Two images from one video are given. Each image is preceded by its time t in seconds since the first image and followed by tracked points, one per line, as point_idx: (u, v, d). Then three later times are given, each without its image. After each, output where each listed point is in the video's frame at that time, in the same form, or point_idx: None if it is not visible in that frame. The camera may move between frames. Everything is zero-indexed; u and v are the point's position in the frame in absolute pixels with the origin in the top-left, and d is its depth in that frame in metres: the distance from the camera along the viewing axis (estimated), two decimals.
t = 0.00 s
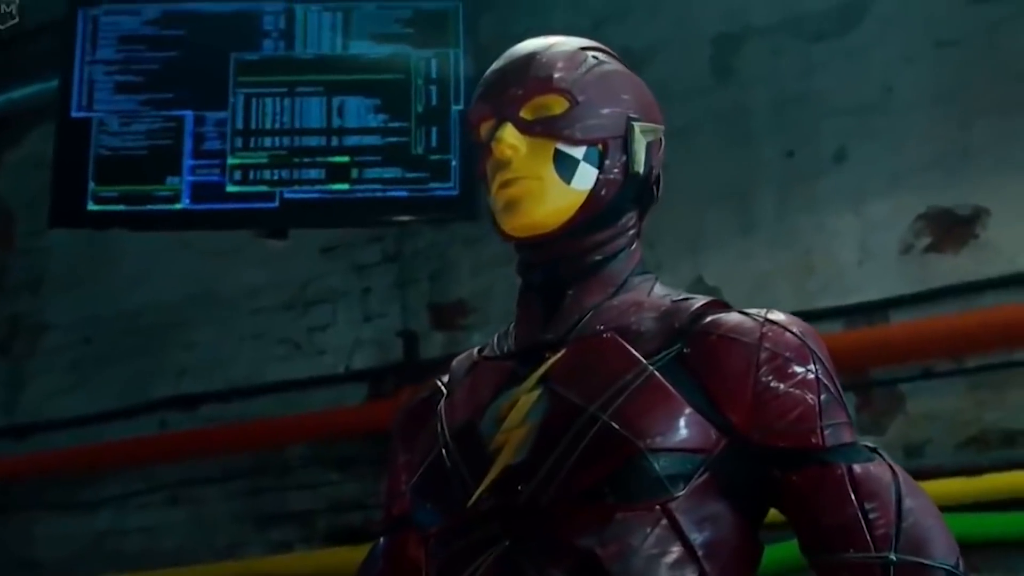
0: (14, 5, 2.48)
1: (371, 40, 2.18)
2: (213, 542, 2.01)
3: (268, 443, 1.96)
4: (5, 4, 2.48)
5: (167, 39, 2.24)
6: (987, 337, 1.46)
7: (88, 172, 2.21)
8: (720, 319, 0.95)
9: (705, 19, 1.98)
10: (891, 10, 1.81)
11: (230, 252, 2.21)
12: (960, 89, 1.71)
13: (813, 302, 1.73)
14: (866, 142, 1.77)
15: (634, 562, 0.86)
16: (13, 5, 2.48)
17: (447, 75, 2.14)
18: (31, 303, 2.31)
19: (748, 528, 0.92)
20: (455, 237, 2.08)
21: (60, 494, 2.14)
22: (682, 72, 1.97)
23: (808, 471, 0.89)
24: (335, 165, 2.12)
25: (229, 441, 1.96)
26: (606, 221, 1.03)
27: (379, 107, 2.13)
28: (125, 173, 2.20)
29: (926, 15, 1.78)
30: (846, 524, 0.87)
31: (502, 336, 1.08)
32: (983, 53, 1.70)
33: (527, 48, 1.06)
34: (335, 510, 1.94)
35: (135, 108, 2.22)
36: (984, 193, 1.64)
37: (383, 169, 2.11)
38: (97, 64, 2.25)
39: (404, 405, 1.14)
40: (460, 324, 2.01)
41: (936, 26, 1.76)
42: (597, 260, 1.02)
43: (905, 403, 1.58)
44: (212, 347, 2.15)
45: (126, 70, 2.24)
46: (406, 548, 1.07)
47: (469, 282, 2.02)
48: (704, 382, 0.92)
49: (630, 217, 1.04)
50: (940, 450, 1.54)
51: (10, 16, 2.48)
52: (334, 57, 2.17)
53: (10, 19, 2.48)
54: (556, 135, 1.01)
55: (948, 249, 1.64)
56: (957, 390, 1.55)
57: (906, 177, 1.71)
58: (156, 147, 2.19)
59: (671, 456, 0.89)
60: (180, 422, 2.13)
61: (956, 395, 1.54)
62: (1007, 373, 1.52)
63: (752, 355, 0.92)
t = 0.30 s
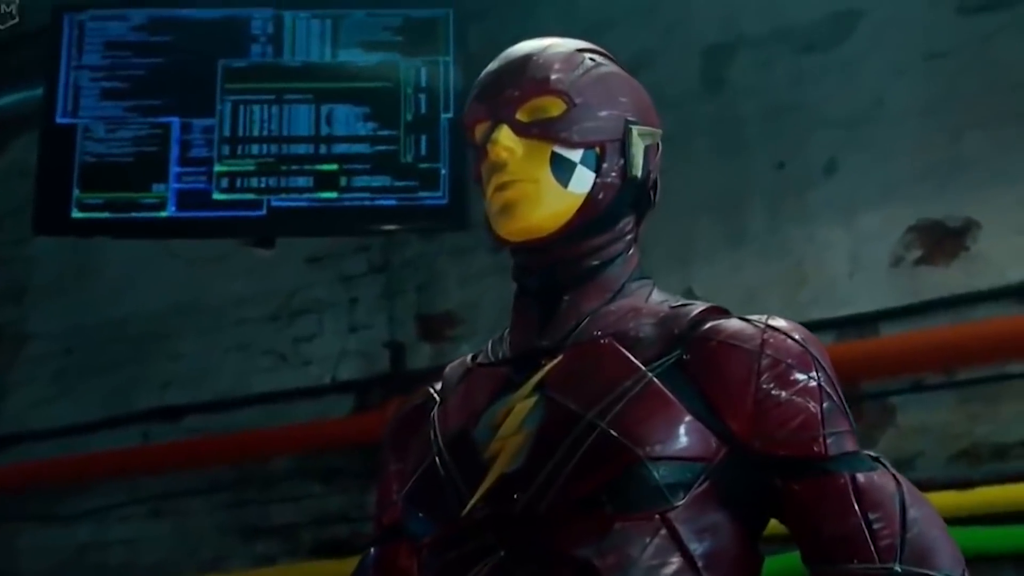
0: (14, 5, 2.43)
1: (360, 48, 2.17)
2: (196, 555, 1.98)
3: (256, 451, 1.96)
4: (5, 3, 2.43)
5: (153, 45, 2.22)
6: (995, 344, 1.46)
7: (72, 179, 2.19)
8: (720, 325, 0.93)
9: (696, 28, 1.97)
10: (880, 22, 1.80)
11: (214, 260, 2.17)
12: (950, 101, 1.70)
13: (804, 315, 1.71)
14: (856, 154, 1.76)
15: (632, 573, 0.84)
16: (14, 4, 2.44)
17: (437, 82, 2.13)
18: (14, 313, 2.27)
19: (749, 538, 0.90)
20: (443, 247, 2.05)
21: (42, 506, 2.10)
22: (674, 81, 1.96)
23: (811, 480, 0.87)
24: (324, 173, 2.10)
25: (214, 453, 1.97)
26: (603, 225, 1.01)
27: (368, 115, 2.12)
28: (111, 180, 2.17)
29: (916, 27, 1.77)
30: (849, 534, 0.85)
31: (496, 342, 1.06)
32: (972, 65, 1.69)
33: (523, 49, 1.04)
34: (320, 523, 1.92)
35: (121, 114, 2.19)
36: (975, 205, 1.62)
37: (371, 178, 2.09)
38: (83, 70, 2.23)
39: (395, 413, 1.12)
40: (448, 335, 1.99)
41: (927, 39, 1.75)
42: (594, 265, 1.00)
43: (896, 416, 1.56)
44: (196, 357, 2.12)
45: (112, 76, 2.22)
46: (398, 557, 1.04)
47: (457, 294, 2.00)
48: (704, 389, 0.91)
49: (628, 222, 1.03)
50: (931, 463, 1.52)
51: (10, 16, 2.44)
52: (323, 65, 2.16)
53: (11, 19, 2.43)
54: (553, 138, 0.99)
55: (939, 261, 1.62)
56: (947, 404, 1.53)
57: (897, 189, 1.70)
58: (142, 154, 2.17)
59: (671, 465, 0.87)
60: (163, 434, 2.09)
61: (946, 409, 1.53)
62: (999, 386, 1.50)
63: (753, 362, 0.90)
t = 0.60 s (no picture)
0: (15, 5, 2.38)
1: (353, 53, 2.15)
2: (183, 565, 1.96)
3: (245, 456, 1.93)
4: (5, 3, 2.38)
5: (143, 47, 2.20)
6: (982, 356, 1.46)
7: (61, 183, 2.16)
8: (721, 328, 0.92)
9: (689, 36, 1.97)
10: (873, 30, 1.79)
11: (203, 266, 2.15)
12: (943, 109, 1.69)
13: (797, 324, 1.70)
14: (848, 163, 1.75)
15: None
16: (14, 4, 2.39)
17: (430, 87, 2.12)
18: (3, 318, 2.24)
19: (749, 545, 0.88)
20: (434, 253, 2.05)
21: (26, 514, 2.07)
22: (667, 88, 1.96)
23: (814, 486, 0.86)
24: (315, 178, 2.09)
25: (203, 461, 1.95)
26: (602, 227, 0.99)
27: (360, 120, 2.11)
28: (100, 184, 2.15)
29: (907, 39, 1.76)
30: (853, 541, 0.83)
31: (492, 346, 1.04)
32: (961, 74, 1.69)
33: (521, 49, 1.03)
34: (308, 532, 1.91)
35: (111, 117, 2.17)
36: (967, 213, 1.61)
37: (363, 183, 2.07)
38: (72, 72, 2.21)
39: (389, 418, 1.10)
40: (439, 343, 1.97)
41: (919, 47, 1.74)
42: (593, 267, 0.99)
43: (889, 424, 1.55)
44: (184, 365, 2.10)
45: (102, 78, 2.20)
46: (391, 564, 1.01)
47: (448, 301, 1.99)
48: (705, 393, 0.89)
49: (626, 224, 1.01)
50: (923, 473, 1.51)
51: (10, 16, 2.38)
52: (315, 70, 2.14)
53: (11, 19, 2.38)
54: (552, 138, 0.97)
55: (931, 270, 1.62)
56: (939, 413, 1.52)
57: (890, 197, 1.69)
58: (132, 158, 2.15)
59: (672, 471, 0.85)
60: (150, 441, 2.07)
61: (938, 418, 1.52)
62: (993, 397, 1.49)
63: (755, 365, 0.88)
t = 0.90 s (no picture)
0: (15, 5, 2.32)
1: (343, 56, 2.13)
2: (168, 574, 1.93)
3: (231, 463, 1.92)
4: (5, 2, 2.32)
5: (133, 48, 2.18)
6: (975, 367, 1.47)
7: (47, 187, 2.13)
8: (724, 330, 0.90)
9: (681, 43, 1.96)
10: (869, 34, 1.80)
11: (189, 273, 2.12)
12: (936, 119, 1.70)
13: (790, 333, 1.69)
14: (841, 171, 1.75)
15: None
16: (13, 4, 2.32)
17: (420, 92, 2.11)
18: None
19: (753, 551, 0.86)
20: (422, 261, 2.03)
21: (9, 522, 2.02)
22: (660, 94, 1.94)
23: (819, 491, 0.84)
24: (304, 183, 2.06)
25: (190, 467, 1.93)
26: (601, 227, 0.97)
27: (350, 124, 2.09)
28: (87, 188, 2.12)
29: (903, 43, 1.77)
30: (861, 548, 0.81)
31: (489, 348, 1.02)
32: (952, 87, 1.70)
33: (519, 46, 1.01)
34: (296, 540, 1.88)
35: (98, 120, 2.15)
36: (961, 223, 1.62)
37: (352, 188, 2.05)
38: (59, 73, 2.18)
39: (382, 423, 1.08)
40: (428, 350, 1.96)
41: (910, 55, 1.76)
42: (592, 268, 0.97)
43: (880, 434, 1.55)
44: (170, 371, 2.07)
45: (90, 80, 2.17)
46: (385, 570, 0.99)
47: (437, 308, 1.98)
48: (709, 396, 0.87)
49: (626, 224, 0.99)
50: (916, 483, 1.51)
51: (10, 16, 2.33)
52: (303, 73, 2.12)
53: (12, 19, 2.32)
54: (552, 136, 0.95)
55: (924, 279, 1.62)
56: (931, 422, 1.52)
57: (884, 205, 1.69)
58: (119, 161, 2.12)
59: (675, 475, 0.83)
60: (135, 449, 2.03)
61: (931, 427, 1.52)
62: (986, 406, 1.49)
63: (760, 368, 0.86)
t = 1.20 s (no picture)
0: (17, 6, 2.25)
1: (336, 59, 2.12)
2: None
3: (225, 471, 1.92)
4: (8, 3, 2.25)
5: (124, 50, 2.16)
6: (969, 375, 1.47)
7: (36, 188, 2.10)
8: (728, 330, 0.88)
9: (675, 46, 1.95)
10: (864, 39, 1.80)
11: (178, 277, 2.10)
12: (931, 127, 1.70)
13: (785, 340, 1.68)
14: (836, 177, 1.74)
15: None
16: (14, 4, 2.25)
17: (414, 94, 2.09)
18: None
19: (757, 554, 0.85)
20: (414, 267, 2.01)
21: None
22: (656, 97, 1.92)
23: (825, 494, 0.82)
24: (297, 186, 2.04)
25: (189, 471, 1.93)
26: (601, 227, 0.96)
27: (344, 127, 2.07)
28: (77, 190, 2.09)
29: (897, 49, 1.77)
30: (867, 552, 0.80)
31: (487, 349, 1.01)
32: (950, 94, 1.70)
33: (519, 42, 0.99)
34: (285, 547, 1.86)
35: (89, 121, 2.12)
36: (956, 230, 1.62)
37: (345, 191, 2.03)
38: (49, 74, 2.15)
39: (377, 426, 1.06)
40: (420, 356, 1.94)
41: (903, 61, 1.76)
42: (593, 268, 0.95)
43: (877, 441, 1.54)
44: (160, 376, 2.05)
45: (80, 81, 2.15)
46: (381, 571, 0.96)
47: (428, 313, 1.97)
48: (712, 398, 0.86)
49: (627, 223, 0.98)
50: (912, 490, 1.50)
51: (11, 17, 2.26)
52: (296, 75, 2.11)
53: (14, 20, 2.25)
54: (552, 133, 0.94)
55: (918, 285, 1.61)
56: (928, 428, 1.51)
57: (878, 212, 1.69)
58: (110, 163, 2.09)
59: (678, 477, 0.82)
60: (123, 455, 2.00)
61: (927, 433, 1.51)
62: (982, 412, 1.48)
63: (765, 369, 0.85)
